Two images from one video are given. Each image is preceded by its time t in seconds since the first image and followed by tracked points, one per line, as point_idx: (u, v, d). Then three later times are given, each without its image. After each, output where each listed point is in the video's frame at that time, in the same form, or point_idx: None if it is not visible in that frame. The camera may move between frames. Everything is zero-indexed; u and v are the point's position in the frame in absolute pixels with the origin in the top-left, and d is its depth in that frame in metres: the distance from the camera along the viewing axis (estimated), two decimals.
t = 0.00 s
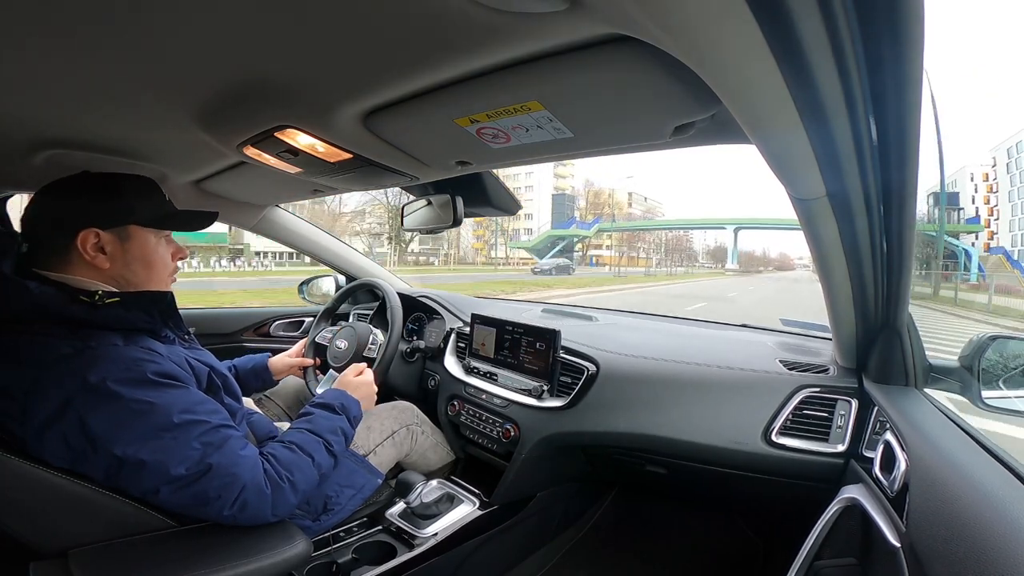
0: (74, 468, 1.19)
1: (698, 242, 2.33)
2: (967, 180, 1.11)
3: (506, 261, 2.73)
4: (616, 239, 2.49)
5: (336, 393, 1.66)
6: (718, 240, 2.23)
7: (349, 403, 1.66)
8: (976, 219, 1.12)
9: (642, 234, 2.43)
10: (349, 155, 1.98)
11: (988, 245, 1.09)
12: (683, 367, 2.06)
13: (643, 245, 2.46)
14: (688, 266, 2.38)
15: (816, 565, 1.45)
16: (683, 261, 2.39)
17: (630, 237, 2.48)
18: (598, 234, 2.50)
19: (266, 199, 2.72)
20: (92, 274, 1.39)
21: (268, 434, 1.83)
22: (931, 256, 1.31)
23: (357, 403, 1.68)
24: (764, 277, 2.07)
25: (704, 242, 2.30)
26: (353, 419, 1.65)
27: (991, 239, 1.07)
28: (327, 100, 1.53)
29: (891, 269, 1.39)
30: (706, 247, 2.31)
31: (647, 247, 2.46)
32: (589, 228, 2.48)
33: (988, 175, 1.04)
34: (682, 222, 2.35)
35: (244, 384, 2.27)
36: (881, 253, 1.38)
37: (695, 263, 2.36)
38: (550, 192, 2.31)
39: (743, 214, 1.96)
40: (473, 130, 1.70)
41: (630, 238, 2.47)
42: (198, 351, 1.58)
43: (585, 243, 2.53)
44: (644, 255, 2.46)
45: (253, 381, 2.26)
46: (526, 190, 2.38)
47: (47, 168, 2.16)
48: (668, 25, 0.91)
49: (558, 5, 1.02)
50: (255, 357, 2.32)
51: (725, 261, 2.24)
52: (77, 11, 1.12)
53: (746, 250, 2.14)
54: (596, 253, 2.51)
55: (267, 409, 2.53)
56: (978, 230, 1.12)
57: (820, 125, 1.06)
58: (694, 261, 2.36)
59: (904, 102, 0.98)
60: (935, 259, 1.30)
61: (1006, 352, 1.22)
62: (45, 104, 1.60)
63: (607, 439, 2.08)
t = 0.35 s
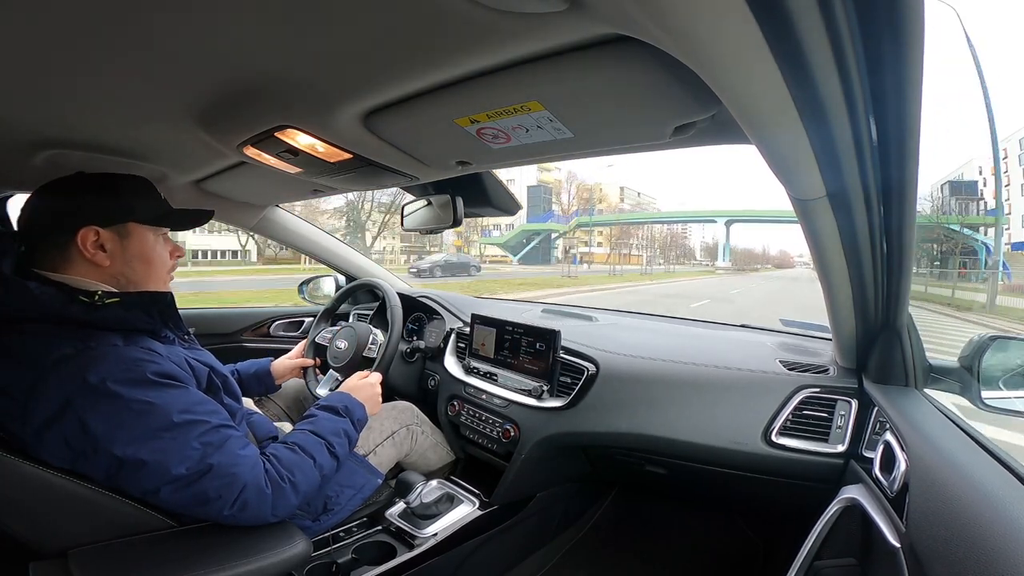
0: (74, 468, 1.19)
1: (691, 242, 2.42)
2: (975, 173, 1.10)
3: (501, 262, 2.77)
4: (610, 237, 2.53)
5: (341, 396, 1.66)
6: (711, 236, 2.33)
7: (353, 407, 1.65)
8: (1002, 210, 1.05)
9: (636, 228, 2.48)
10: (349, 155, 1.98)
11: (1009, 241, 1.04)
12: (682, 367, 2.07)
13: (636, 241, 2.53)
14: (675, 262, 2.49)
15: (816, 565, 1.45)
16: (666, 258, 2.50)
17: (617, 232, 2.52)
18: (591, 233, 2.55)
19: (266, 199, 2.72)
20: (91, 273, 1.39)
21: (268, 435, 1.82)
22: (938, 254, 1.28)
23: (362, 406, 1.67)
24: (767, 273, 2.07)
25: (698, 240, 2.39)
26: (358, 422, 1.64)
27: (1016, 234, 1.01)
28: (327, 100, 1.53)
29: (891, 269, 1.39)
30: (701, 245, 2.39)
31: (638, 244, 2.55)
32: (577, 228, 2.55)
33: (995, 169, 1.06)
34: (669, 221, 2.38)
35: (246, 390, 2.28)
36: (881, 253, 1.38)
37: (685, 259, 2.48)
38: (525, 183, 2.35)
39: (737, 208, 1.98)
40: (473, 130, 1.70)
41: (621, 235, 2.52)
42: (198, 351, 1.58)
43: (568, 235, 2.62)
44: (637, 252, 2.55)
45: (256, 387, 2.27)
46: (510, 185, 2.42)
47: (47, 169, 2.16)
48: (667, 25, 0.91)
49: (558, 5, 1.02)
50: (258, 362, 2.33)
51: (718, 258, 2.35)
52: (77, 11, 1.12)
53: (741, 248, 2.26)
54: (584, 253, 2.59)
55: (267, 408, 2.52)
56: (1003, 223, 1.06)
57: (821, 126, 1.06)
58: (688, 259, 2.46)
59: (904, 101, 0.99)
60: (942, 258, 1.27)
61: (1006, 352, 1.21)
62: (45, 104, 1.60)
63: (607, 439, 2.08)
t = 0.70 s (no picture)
0: (73, 468, 1.19)
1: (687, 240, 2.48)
2: (984, 166, 1.03)
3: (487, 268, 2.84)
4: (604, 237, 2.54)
5: (338, 381, 1.61)
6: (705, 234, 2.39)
7: (353, 391, 1.61)
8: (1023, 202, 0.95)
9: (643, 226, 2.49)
10: (350, 155, 1.98)
11: None
12: (682, 368, 2.07)
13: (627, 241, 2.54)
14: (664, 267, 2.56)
15: (816, 566, 1.45)
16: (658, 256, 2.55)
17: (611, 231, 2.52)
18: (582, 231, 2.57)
19: (266, 199, 2.72)
20: (87, 272, 1.40)
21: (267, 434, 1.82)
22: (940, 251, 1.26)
23: (360, 386, 1.63)
24: (767, 273, 2.08)
25: (696, 239, 2.44)
26: (357, 406, 1.60)
27: None
28: (328, 100, 1.53)
29: (892, 269, 1.39)
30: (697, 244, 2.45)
31: (631, 242, 2.56)
32: (566, 228, 2.58)
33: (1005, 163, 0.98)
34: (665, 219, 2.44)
35: (246, 390, 2.28)
36: (881, 253, 1.38)
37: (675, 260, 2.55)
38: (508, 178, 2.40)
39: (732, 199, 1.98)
40: (473, 130, 1.70)
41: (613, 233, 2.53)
42: (198, 351, 1.58)
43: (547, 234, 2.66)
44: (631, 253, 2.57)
45: (256, 387, 2.28)
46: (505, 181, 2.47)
47: (47, 169, 2.16)
48: (668, 25, 0.91)
49: (559, 5, 1.02)
50: (257, 363, 2.34)
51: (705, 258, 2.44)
52: (78, 11, 1.12)
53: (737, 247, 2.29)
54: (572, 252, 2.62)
55: (267, 409, 2.53)
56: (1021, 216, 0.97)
57: (821, 126, 1.06)
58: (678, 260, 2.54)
59: (903, 101, 0.99)
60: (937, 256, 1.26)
61: (1008, 353, 1.22)
62: (44, 104, 1.60)
63: (607, 440, 2.08)
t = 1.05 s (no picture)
0: (73, 468, 1.19)
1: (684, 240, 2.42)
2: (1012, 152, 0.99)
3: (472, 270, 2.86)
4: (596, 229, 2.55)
5: (312, 347, 1.46)
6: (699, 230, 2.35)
7: (329, 356, 1.48)
8: None
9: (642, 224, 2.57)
10: (349, 155, 1.98)
11: None
12: (682, 368, 2.06)
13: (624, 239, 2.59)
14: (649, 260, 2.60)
15: (816, 565, 1.45)
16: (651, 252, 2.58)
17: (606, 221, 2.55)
18: (576, 230, 2.56)
19: (266, 199, 2.72)
20: (88, 272, 1.39)
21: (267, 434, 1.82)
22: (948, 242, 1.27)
23: (336, 351, 1.49)
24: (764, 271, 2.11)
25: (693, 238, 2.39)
26: (338, 372, 1.48)
27: None
28: (327, 100, 1.53)
29: (891, 269, 1.39)
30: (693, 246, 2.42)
31: (622, 242, 2.59)
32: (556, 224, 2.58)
33: None
34: (665, 215, 2.44)
35: (246, 391, 2.28)
36: (881, 253, 1.39)
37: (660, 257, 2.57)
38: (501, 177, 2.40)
39: (727, 195, 2.00)
40: (473, 130, 1.70)
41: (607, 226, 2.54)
42: (194, 351, 1.58)
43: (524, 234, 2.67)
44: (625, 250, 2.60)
45: (256, 388, 2.28)
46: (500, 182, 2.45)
47: (47, 169, 2.16)
48: (668, 25, 0.91)
49: (558, 5, 1.02)
50: (257, 363, 2.34)
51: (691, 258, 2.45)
52: (77, 12, 1.12)
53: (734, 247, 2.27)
54: (560, 251, 2.60)
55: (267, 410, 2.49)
56: None
57: (820, 126, 1.06)
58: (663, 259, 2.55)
59: (903, 101, 0.99)
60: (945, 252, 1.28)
61: (1008, 353, 1.23)
62: (44, 104, 1.60)
63: (607, 440, 2.08)
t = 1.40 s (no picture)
0: (73, 468, 1.19)
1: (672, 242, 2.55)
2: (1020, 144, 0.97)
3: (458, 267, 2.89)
4: (592, 227, 2.63)
5: (365, 392, 1.65)
6: (682, 228, 2.48)
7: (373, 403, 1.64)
8: None
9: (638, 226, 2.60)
10: (349, 155, 1.98)
11: None
12: (682, 367, 2.06)
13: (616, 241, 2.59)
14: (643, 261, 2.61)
15: (816, 565, 1.45)
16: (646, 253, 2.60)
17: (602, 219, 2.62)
18: (566, 229, 2.68)
19: (266, 199, 2.72)
20: (91, 272, 1.39)
21: (267, 435, 1.82)
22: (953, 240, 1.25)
23: (379, 399, 1.66)
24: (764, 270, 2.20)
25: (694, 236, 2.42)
26: (373, 418, 1.62)
27: None
28: (327, 100, 1.53)
29: (892, 269, 1.39)
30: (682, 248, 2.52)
31: (615, 242, 2.61)
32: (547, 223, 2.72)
33: None
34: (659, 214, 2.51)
35: (246, 390, 2.28)
36: (881, 253, 1.38)
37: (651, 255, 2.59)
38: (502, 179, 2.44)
39: (727, 194, 2.00)
40: (473, 130, 1.70)
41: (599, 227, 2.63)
42: (197, 351, 1.58)
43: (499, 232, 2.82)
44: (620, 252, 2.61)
45: (255, 387, 2.27)
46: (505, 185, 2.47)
47: (47, 169, 2.16)
48: (667, 25, 0.91)
49: (557, 5, 1.02)
50: (257, 362, 2.33)
51: (671, 257, 2.53)
52: (77, 11, 1.11)
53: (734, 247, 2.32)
54: (549, 250, 2.71)
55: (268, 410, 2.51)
56: None
57: (821, 126, 1.06)
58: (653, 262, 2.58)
59: (904, 101, 0.99)
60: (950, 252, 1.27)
61: (1009, 351, 1.21)
62: (44, 104, 1.60)
63: (607, 439, 2.08)
